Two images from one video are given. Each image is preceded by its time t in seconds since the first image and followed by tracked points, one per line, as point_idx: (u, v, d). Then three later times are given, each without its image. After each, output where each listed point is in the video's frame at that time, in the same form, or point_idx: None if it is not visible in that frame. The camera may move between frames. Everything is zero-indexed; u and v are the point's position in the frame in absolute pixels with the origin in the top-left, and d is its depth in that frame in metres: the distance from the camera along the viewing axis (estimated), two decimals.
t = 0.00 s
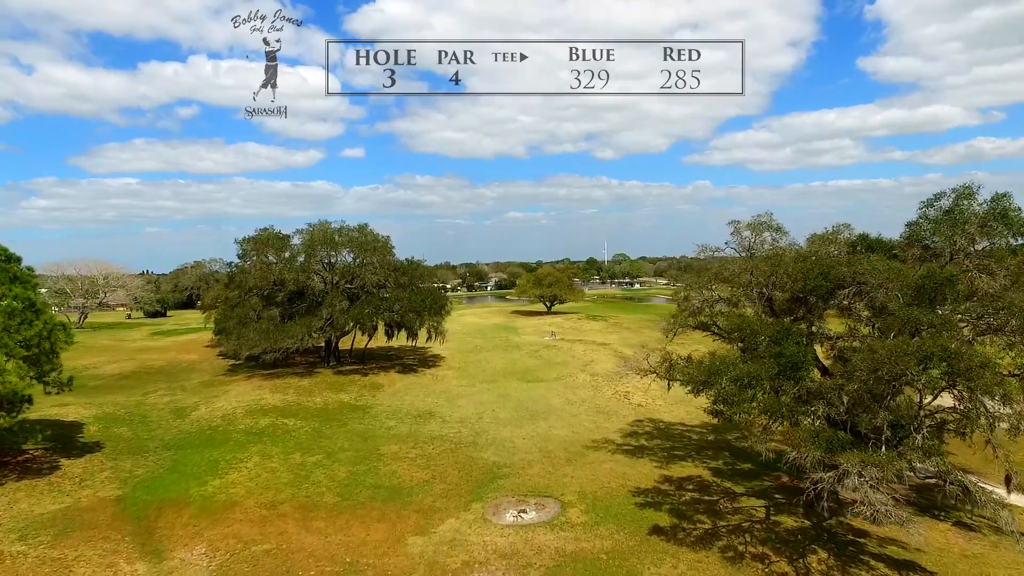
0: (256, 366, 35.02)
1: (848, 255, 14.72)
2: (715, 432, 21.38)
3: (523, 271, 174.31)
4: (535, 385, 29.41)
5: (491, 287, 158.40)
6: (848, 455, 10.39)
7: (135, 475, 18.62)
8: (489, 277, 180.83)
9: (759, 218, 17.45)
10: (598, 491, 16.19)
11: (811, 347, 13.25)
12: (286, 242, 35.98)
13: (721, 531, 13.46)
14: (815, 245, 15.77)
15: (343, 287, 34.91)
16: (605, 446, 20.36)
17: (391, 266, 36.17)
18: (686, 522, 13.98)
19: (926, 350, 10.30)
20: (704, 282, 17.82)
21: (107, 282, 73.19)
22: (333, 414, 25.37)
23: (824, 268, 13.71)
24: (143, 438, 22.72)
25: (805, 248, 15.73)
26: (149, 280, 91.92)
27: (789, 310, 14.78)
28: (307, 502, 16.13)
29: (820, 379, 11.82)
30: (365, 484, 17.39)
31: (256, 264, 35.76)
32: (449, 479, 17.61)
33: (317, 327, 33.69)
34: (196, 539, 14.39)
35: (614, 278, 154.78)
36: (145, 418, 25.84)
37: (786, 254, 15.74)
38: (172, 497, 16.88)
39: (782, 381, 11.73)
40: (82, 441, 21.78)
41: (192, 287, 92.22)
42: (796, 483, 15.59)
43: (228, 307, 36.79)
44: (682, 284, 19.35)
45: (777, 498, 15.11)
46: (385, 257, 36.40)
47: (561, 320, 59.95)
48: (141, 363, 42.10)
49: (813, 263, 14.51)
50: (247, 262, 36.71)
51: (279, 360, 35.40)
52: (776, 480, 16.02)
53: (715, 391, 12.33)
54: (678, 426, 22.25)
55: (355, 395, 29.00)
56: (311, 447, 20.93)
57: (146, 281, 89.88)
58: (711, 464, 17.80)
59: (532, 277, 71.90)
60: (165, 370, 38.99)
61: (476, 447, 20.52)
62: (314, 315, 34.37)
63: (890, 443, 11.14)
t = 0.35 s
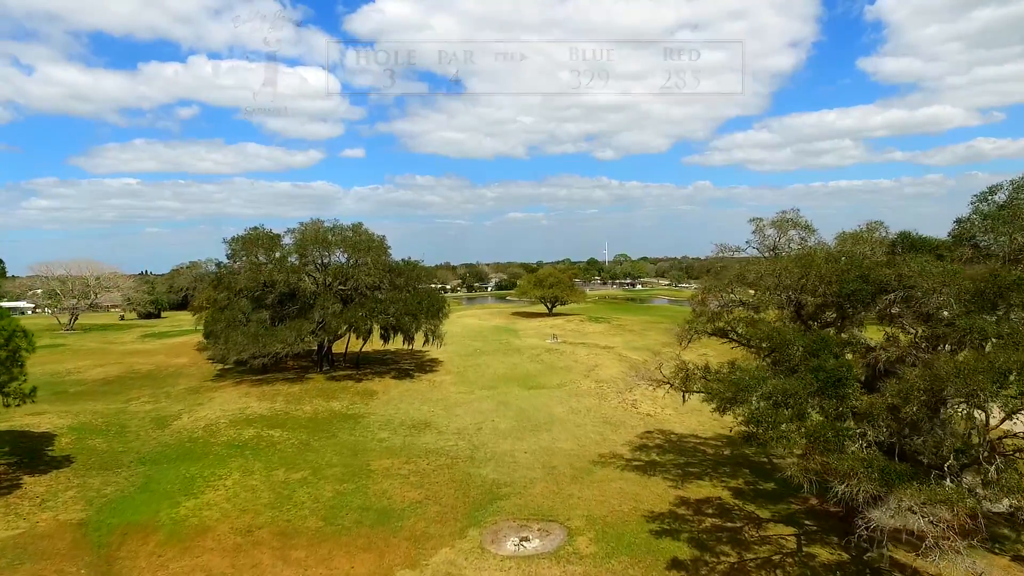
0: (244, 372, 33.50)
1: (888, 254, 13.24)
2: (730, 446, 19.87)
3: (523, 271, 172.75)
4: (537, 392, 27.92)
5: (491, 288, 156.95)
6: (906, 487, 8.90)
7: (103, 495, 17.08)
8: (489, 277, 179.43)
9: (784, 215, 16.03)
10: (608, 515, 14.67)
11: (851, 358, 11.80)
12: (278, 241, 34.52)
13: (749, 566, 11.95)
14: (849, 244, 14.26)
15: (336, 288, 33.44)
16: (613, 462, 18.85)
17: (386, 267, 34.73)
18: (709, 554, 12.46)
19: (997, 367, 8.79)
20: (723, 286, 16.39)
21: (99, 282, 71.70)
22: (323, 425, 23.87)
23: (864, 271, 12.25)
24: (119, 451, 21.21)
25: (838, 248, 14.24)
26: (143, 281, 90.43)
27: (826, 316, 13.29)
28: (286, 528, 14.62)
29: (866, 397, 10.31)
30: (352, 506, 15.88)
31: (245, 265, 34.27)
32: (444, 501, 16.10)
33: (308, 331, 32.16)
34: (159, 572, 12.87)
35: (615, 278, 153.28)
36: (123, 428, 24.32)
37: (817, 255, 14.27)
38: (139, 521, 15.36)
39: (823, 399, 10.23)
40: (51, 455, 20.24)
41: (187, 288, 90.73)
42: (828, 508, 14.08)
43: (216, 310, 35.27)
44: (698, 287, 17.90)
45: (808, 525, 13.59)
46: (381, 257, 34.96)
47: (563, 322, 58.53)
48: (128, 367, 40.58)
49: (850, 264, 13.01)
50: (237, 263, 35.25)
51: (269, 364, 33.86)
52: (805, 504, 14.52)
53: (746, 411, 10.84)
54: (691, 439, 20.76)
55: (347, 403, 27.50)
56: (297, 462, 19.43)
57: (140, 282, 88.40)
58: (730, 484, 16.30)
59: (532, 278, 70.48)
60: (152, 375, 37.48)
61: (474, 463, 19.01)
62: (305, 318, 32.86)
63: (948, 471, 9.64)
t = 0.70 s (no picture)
0: (232, 378, 32.00)
1: (937, 254, 11.82)
2: (749, 462, 18.45)
3: (523, 272, 171.26)
4: (539, 400, 26.49)
5: (491, 288, 155.52)
6: (989, 532, 7.44)
7: (66, 517, 15.56)
8: (489, 278, 178.05)
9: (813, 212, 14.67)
10: (621, 545, 13.20)
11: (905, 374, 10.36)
12: (269, 241, 33.07)
13: None
14: (889, 243, 12.81)
15: (329, 290, 31.99)
16: (622, 479, 17.39)
17: (381, 267, 33.33)
18: None
19: None
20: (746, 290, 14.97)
21: (89, 282, 70.15)
22: (311, 436, 22.40)
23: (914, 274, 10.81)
24: (90, 465, 19.70)
25: (877, 248, 12.79)
26: (137, 282, 88.89)
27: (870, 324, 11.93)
28: (263, 558, 13.15)
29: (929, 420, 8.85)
30: (337, 531, 14.41)
31: (234, 266, 32.83)
32: (439, 526, 14.63)
33: (299, 335, 30.65)
34: None
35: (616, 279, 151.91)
36: (99, 439, 22.81)
37: (854, 256, 12.85)
38: (101, 549, 13.87)
39: (878, 424, 8.80)
40: (15, 471, 18.73)
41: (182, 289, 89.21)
42: (866, 538, 12.64)
43: (203, 312, 33.72)
44: (718, 291, 16.49)
45: (846, 557, 12.14)
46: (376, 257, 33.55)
47: (565, 324, 57.11)
48: (113, 372, 39.05)
49: (895, 267, 11.56)
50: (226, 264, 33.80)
51: (258, 370, 32.35)
52: (839, 532, 13.07)
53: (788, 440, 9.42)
54: (706, 453, 19.33)
55: (339, 411, 26.04)
56: (281, 479, 17.97)
57: (133, 283, 86.87)
58: (754, 506, 14.85)
59: (533, 278, 69.04)
60: (137, 379, 35.95)
61: (472, 481, 17.56)
62: (296, 321, 31.37)
63: None
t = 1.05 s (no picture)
0: (220, 383, 30.54)
1: (1001, 253, 10.35)
2: (770, 480, 17.02)
3: (524, 272, 169.84)
4: (542, 409, 25.05)
5: (491, 288, 154.06)
6: None
7: (21, 544, 14.04)
8: (489, 278, 176.67)
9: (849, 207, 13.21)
10: None
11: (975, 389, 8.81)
12: (258, 240, 31.59)
13: None
14: (941, 245, 11.36)
15: (321, 291, 30.50)
16: (634, 500, 15.94)
17: (375, 268, 31.85)
18: None
19: None
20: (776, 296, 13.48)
21: (81, 282, 68.69)
22: (298, 449, 20.92)
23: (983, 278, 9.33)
24: (58, 481, 18.24)
25: (927, 249, 11.38)
26: (131, 282, 87.38)
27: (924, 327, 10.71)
28: None
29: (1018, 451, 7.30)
30: (320, 562, 12.93)
31: (221, 267, 31.36)
32: (433, 555, 13.16)
33: (290, 339, 29.18)
34: None
35: (617, 279, 150.60)
36: (72, 451, 21.31)
37: (902, 255, 11.38)
38: None
39: (957, 456, 7.25)
40: None
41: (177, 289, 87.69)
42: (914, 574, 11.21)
43: (190, 314, 32.23)
44: (743, 295, 15.02)
45: None
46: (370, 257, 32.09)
47: (567, 326, 55.76)
48: (98, 375, 37.56)
49: (954, 268, 10.05)
50: (214, 264, 32.28)
51: (247, 375, 30.89)
52: (881, 567, 11.65)
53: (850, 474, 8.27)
54: (723, 470, 17.91)
55: (330, 420, 24.60)
56: (261, 498, 16.47)
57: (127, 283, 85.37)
58: (781, 534, 13.42)
59: (534, 279, 67.69)
60: (122, 384, 34.47)
61: (471, 501, 16.10)
62: (287, 325, 29.91)
63: None
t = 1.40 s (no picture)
0: (205, 390, 29.00)
1: None
2: (797, 502, 15.50)
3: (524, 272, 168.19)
4: (545, 419, 23.53)
5: (491, 289, 152.34)
6: None
7: None
8: (490, 278, 175.13)
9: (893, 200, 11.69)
10: None
11: None
12: (247, 239, 30.07)
13: None
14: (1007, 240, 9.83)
15: (311, 293, 28.94)
16: (649, 526, 14.41)
17: (369, 268, 30.32)
18: None
19: None
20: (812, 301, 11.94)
21: (72, 282, 67.08)
22: (282, 464, 19.39)
23: None
24: (19, 501, 16.69)
25: (992, 246, 9.88)
26: (125, 283, 85.85)
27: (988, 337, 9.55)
28: None
29: None
30: None
31: (206, 267, 29.79)
32: None
33: (278, 344, 27.62)
34: None
35: (619, 280, 149.05)
36: (39, 465, 19.78)
37: (965, 255, 9.87)
38: None
39: None
40: None
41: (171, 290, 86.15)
42: None
43: (175, 317, 30.67)
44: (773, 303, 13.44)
45: None
46: (363, 257, 30.59)
47: (569, 328, 54.23)
48: (81, 380, 35.97)
49: None
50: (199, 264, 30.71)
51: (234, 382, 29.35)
52: None
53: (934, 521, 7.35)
54: (743, 490, 16.41)
55: (319, 431, 23.12)
56: (237, 523, 14.95)
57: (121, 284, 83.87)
58: (817, 569, 11.90)
59: (535, 280, 66.18)
60: (105, 389, 32.89)
61: (468, 527, 14.58)
62: (275, 328, 28.37)
63: None
